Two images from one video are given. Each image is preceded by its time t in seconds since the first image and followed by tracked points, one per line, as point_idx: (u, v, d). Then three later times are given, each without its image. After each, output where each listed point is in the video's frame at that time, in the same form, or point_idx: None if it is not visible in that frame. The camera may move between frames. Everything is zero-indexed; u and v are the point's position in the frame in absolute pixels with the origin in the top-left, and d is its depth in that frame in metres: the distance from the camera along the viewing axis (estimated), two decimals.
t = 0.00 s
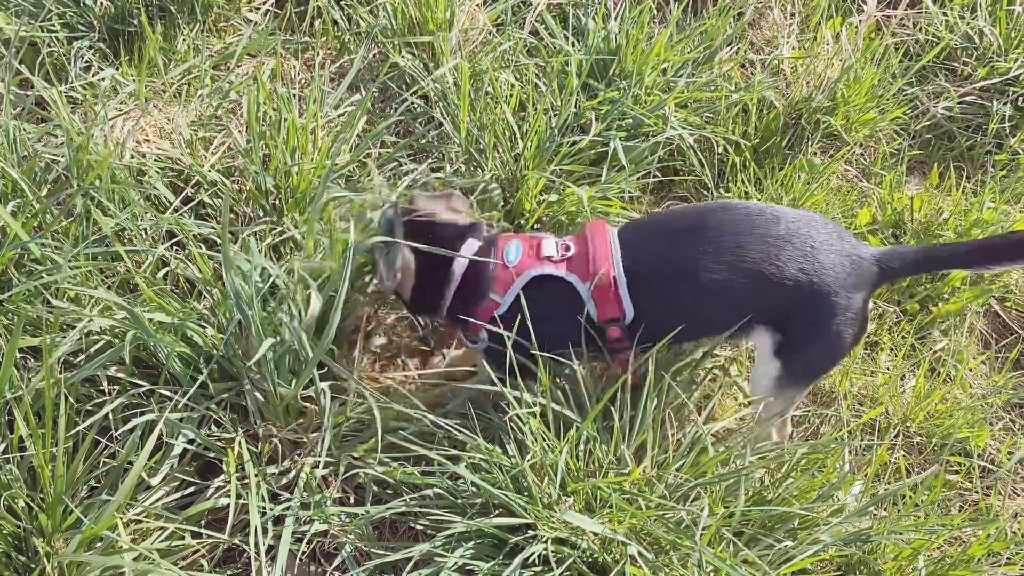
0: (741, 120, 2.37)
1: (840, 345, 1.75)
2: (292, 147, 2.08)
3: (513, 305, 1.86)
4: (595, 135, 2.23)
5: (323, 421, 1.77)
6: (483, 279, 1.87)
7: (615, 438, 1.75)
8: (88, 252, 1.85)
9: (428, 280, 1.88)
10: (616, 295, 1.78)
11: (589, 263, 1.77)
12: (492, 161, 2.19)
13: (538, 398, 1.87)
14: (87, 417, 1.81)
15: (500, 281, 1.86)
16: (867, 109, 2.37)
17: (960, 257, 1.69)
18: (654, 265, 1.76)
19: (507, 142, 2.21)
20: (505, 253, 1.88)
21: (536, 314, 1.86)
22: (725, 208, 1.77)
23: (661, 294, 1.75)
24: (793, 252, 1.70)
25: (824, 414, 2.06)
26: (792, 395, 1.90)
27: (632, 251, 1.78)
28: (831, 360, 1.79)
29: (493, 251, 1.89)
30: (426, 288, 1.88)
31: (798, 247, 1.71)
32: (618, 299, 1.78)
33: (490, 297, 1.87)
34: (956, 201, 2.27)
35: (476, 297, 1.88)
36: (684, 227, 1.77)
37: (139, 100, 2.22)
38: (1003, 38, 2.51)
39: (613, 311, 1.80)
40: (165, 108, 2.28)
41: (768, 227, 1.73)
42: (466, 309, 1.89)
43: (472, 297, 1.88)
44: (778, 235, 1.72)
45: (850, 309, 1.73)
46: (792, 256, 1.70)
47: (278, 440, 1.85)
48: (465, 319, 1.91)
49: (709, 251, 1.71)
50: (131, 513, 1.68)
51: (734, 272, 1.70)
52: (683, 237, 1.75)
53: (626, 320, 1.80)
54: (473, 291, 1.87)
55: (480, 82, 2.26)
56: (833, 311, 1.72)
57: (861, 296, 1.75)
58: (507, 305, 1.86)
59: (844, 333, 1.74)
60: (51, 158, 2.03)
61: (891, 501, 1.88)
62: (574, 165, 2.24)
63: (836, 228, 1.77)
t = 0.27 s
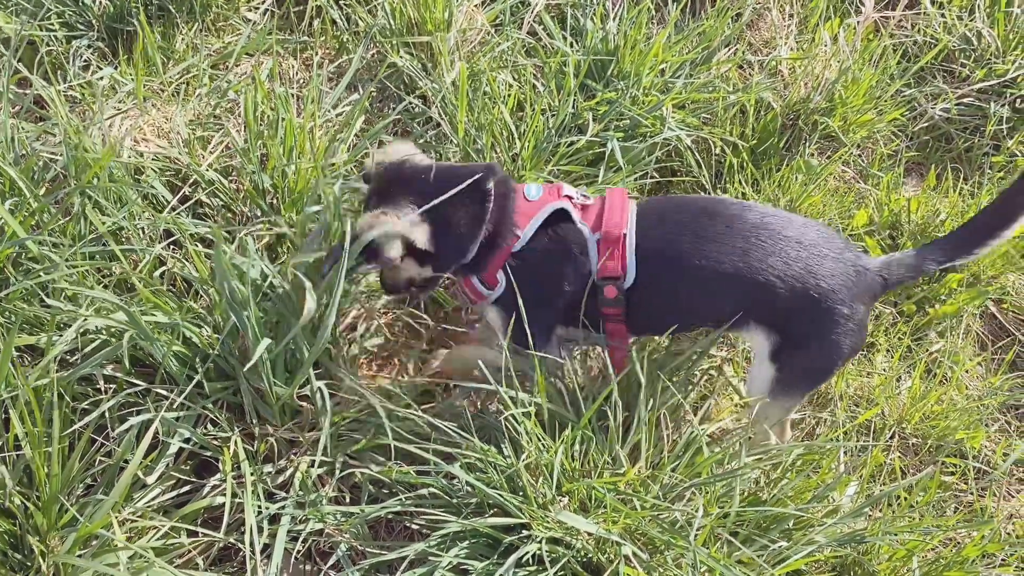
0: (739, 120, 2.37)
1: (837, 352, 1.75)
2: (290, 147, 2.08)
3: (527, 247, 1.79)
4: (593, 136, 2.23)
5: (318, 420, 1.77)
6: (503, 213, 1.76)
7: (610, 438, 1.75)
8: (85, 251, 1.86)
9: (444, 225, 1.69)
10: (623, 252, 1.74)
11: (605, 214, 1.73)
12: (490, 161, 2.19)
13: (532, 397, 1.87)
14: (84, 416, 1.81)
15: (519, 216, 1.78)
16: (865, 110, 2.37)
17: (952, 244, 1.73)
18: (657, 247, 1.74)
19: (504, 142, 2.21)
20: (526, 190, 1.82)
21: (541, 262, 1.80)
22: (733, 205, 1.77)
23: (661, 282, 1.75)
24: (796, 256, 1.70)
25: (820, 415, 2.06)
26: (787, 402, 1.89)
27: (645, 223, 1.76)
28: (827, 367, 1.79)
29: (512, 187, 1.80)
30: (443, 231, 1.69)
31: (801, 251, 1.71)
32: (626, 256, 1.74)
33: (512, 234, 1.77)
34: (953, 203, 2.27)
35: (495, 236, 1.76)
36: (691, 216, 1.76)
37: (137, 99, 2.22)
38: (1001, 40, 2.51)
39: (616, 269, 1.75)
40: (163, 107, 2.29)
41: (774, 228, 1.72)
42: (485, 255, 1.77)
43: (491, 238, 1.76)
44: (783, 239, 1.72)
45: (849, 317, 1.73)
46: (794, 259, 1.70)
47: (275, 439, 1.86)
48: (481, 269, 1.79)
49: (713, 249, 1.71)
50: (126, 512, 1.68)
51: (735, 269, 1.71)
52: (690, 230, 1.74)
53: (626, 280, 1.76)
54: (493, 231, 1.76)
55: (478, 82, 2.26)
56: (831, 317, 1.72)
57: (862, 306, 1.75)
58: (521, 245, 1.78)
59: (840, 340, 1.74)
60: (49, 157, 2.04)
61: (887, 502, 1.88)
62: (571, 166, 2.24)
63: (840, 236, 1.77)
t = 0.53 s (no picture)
0: (747, 121, 2.37)
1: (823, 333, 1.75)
2: (301, 146, 2.09)
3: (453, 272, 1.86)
4: (602, 136, 2.24)
5: (329, 417, 1.78)
6: (429, 245, 1.88)
7: (619, 437, 1.75)
8: (97, 249, 1.87)
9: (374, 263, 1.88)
10: (554, 275, 1.78)
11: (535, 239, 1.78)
12: (499, 161, 2.20)
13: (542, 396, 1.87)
14: (96, 412, 1.82)
15: (443, 246, 1.87)
16: (873, 112, 2.37)
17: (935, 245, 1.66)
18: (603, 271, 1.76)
19: (514, 142, 2.22)
20: (455, 225, 1.91)
21: (468, 285, 1.86)
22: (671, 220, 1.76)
23: (625, 304, 1.76)
24: (751, 252, 1.69)
25: (827, 416, 2.06)
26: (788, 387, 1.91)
27: (577, 242, 1.79)
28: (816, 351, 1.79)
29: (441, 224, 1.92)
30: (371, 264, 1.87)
31: (753, 246, 1.70)
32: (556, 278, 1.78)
33: (431, 263, 1.86)
34: (961, 204, 2.28)
35: (417, 264, 1.87)
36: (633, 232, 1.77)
37: (148, 97, 2.24)
38: (1010, 42, 2.51)
39: (547, 292, 1.79)
40: (174, 106, 2.30)
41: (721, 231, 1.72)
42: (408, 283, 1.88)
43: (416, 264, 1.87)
44: (732, 239, 1.71)
45: (821, 300, 1.72)
46: (748, 256, 1.69)
47: (285, 437, 1.87)
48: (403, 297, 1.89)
49: (665, 262, 1.72)
50: (138, 508, 1.70)
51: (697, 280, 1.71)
52: (633, 246, 1.75)
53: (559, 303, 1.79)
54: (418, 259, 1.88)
55: (487, 82, 2.27)
56: (805, 302, 1.71)
57: (831, 282, 1.74)
58: (447, 270, 1.86)
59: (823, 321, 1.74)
60: (61, 155, 2.05)
61: (895, 503, 1.88)
62: (581, 166, 2.25)
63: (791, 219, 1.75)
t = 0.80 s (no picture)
0: (759, 120, 2.37)
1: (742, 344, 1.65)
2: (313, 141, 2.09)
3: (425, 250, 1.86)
4: (614, 133, 2.24)
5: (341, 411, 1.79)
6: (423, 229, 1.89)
7: (629, 433, 1.76)
8: (111, 242, 1.88)
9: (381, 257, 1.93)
10: (508, 240, 1.75)
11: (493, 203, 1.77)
12: (510, 158, 2.21)
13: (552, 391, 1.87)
14: (109, 405, 1.83)
15: (415, 226, 1.89)
16: (885, 111, 2.37)
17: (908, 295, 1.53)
18: (556, 231, 1.71)
19: (525, 139, 2.23)
20: (426, 205, 1.92)
21: (442, 263, 1.86)
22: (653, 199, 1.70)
23: (566, 267, 1.70)
24: (707, 243, 1.61)
25: (838, 414, 2.06)
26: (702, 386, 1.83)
27: (539, 209, 1.76)
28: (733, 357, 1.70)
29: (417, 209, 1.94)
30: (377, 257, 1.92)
31: (711, 238, 1.62)
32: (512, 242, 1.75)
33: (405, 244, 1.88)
34: (973, 204, 2.27)
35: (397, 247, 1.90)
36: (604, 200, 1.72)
37: (161, 92, 2.24)
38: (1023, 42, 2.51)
39: (504, 258, 1.76)
40: (187, 101, 2.30)
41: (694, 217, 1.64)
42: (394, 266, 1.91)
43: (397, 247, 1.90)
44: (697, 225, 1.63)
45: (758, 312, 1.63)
46: (703, 246, 1.61)
47: (297, 430, 1.87)
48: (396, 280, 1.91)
49: (617, 232, 1.66)
50: (151, 500, 1.71)
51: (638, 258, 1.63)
52: (600, 218, 1.69)
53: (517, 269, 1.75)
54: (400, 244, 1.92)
55: (499, 79, 2.28)
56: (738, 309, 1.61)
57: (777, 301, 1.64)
58: (418, 248, 1.87)
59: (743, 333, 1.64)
60: (74, 148, 2.05)
61: (905, 502, 1.88)
62: (592, 163, 2.25)
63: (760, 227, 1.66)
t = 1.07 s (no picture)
0: (765, 122, 2.37)
1: (780, 377, 1.70)
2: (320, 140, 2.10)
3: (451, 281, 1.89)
4: (619, 134, 2.25)
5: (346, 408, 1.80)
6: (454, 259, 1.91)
7: (633, 433, 1.76)
8: (120, 239, 1.89)
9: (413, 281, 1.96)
10: (529, 274, 1.78)
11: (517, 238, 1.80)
12: (516, 158, 2.22)
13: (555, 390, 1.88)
14: (117, 400, 1.85)
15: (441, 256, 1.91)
16: (891, 114, 2.37)
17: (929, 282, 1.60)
18: (576, 270, 1.74)
19: (531, 140, 2.23)
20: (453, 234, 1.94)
21: (470, 293, 1.88)
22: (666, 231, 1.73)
23: (592, 305, 1.74)
24: (728, 280, 1.66)
25: (842, 416, 2.06)
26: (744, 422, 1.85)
27: (557, 243, 1.79)
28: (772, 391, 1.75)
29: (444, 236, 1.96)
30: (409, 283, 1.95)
31: (730, 275, 1.66)
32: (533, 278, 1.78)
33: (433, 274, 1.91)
34: (980, 207, 2.27)
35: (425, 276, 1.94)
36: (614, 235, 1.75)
37: (170, 91, 2.26)
38: None
39: (525, 293, 1.79)
40: (195, 100, 2.32)
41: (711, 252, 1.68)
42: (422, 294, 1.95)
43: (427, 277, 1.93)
44: (713, 260, 1.67)
45: (789, 344, 1.68)
46: (724, 283, 1.66)
47: (302, 427, 1.89)
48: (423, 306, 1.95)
49: (636, 270, 1.69)
50: (158, 494, 1.72)
51: (666, 300, 1.67)
52: (615, 254, 1.72)
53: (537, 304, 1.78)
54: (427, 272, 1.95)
55: (506, 79, 2.28)
56: (771, 345, 1.67)
57: (803, 331, 1.70)
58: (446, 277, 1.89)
59: (780, 366, 1.69)
60: (84, 146, 2.06)
61: (908, 504, 1.88)
62: (598, 164, 2.26)
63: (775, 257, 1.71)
